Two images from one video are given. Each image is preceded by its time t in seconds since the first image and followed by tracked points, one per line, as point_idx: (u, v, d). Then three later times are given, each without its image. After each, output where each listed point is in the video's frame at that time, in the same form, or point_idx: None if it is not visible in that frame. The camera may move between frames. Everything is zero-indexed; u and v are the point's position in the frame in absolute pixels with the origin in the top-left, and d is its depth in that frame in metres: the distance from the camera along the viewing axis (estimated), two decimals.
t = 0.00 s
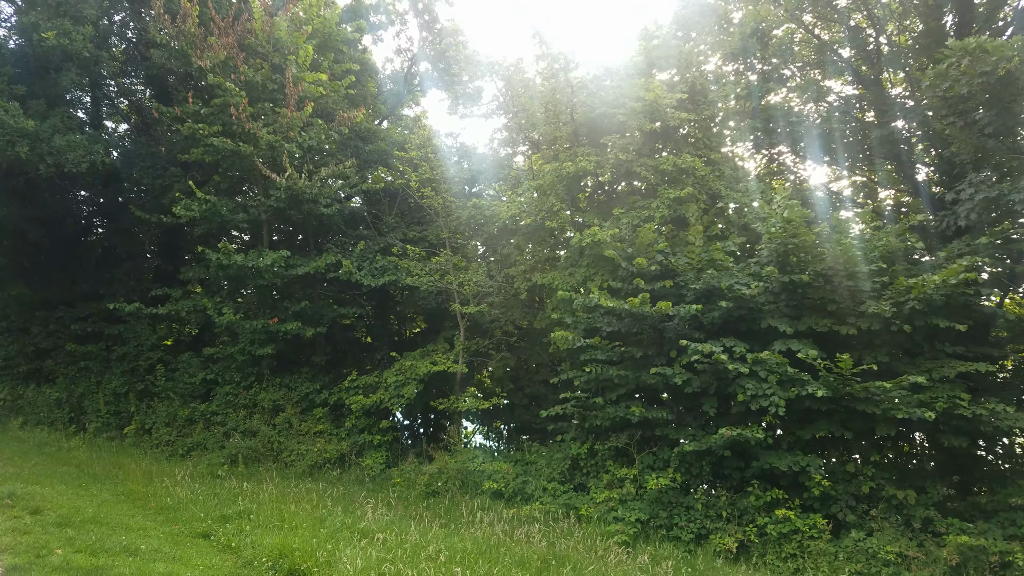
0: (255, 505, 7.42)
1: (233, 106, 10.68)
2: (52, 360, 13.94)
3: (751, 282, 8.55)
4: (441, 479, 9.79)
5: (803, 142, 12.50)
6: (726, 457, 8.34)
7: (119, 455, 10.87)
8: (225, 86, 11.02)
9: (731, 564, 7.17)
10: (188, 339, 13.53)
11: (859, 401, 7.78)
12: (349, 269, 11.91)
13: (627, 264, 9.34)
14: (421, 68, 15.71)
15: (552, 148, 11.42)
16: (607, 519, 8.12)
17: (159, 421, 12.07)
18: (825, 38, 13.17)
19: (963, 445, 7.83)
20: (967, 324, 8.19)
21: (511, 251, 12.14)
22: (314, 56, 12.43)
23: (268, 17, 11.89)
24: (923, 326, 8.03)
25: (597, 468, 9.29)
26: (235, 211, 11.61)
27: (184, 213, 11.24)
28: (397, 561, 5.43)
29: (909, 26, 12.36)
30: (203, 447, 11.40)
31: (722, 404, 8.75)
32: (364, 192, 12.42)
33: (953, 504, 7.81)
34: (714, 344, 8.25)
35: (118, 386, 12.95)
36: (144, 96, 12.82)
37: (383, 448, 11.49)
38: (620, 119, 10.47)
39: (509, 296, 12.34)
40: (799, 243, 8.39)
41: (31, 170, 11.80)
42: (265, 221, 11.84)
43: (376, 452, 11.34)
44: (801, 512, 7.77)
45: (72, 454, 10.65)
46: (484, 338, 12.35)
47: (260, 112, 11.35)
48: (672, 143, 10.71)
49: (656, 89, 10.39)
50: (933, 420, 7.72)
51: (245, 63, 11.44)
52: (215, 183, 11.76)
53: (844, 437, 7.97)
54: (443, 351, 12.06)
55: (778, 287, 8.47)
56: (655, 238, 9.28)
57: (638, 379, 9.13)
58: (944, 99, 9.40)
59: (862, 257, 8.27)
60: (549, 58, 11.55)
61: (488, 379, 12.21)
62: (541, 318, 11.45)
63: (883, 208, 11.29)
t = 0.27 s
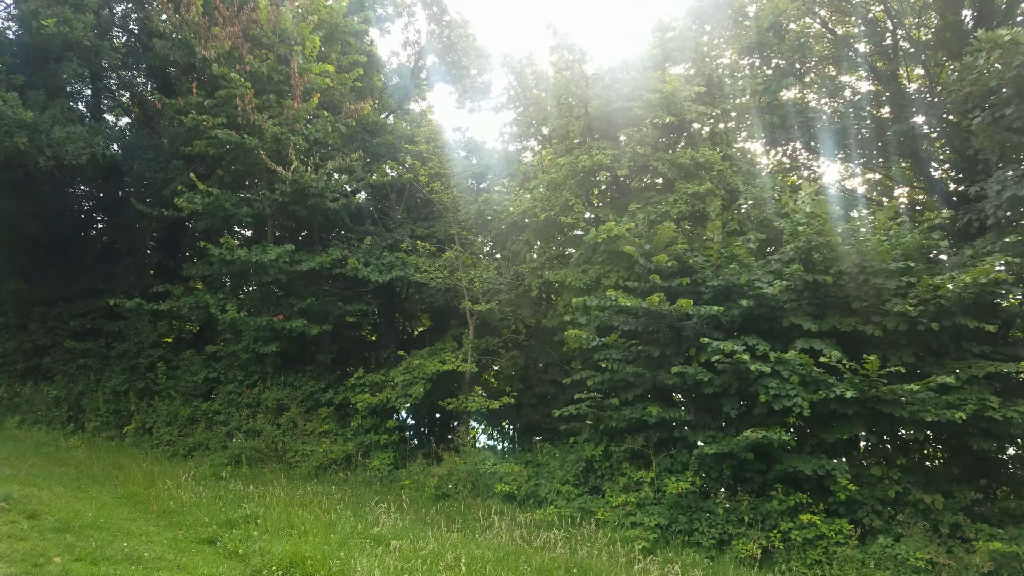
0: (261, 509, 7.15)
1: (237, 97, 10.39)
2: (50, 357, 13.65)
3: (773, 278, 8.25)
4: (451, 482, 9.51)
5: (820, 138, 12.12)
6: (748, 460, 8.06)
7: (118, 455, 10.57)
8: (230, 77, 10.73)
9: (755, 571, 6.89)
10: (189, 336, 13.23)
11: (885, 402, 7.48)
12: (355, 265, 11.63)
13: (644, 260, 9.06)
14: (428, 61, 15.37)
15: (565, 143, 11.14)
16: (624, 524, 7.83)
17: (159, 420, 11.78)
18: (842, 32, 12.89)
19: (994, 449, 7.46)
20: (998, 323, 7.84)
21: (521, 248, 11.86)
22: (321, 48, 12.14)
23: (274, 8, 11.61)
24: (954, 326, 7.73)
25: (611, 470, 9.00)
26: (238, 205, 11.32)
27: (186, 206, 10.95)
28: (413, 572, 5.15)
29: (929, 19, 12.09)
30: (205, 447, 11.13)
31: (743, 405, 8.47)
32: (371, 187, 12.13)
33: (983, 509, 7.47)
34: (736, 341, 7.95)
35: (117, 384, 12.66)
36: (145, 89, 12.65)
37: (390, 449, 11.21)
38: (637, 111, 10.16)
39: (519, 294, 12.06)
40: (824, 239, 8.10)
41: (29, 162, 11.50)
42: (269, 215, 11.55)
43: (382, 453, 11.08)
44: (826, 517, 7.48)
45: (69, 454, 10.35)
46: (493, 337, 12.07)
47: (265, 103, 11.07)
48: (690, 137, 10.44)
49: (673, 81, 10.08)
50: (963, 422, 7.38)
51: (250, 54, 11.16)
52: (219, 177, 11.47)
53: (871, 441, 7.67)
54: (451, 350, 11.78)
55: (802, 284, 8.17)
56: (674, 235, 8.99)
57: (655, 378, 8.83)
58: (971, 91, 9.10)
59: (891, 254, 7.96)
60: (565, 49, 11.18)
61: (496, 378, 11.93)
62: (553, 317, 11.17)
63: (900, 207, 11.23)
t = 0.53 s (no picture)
0: (271, 516, 6.96)
1: (241, 93, 10.18)
2: (52, 359, 13.47)
3: (793, 278, 8.04)
4: (461, 486, 9.33)
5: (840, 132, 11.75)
6: (771, 467, 7.96)
7: (122, 460, 10.39)
8: (234, 73, 10.54)
9: None
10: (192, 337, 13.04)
11: (912, 406, 7.30)
12: (361, 265, 11.43)
13: (658, 259, 8.83)
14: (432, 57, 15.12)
15: (575, 139, 10.91)
16: (645, 532, 7.72)
17: (163, 423, 11.60)
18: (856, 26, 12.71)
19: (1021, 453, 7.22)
20: None
21: (529, 247, 11.64)
22: (325, 43, 11.93)
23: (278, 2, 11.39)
24: (981, 328, 7.53)
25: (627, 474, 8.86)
26: (243, 204, 11.13)
27: (190, 205, 10.75)
28: None
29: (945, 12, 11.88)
30: (210, 450, 10.96)
31: (762, 408, 8.30)
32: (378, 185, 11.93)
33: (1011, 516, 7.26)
34: (758, 342, 7.78)
35: (120, 387, 12.47)
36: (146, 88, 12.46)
37: (398, 452, 11.04)
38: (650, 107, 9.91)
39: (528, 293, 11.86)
40: (846, 238, 7.90)
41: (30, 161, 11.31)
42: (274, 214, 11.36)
43: (390, 456, 10.89)
44: (851, 524, 7.35)
45: (72, 459, 10.17)
46: (502, 337, 11.88)
47: (269, 100, 10.87)
48: (702, 133, 10.22)
49: (686, 75, 9.85)
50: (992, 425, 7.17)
51: (254, 50, 10.96)
52: (223, 175, 11.28)
53: (895, 445, 7.47)
54: (459, 351, 11.59)
55: (823, 284, 7.97)
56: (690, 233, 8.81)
57: (672, 380, 8.65)
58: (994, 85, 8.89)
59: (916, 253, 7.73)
60: (575, 43, 10.92)
61: (505, 380, 11.74)
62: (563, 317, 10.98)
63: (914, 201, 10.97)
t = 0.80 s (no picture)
0: (282, 523, 6.71)
1: (246, 87, 9.95)
2: (53, 361, 13.23)
3: (818, 273, 7.79)
4: (473, 490, 9.09)
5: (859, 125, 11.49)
6: (795, 466, 7.68)
7: (124, 464, 10.14)
8: (237, 67, 10.29)
9: None
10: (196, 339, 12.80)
11: (943, 404, 7.02)
12: (368, 262, 11.16)
13: (678, 255, 8.60)
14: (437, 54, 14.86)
15: (587, 133, 10.65)
16: (665, 537, 7.44)
17: (166, 426, 11.35)
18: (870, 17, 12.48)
19: None
20: None
21: (539, 244, 11.37)
22: (330, 37, 11.67)
23: None
24: (1014, 321, 7.23)
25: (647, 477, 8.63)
26: (247, 202, 10.88)
27: (193, 203, 10.52)
28: None
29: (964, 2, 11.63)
30: (216, 454, 10.72)
31: (785, 407, 8.03)
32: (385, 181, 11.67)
33: None
34: (784, 338, 7.53)
35: (122, 389, 12.23)
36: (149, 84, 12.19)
37: (407, 454, 10.77)
38: (666, 97, 9.56)
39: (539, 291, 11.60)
40: (873, 231, 7.64)
41: (28, 158, 11.06)
42: (280, 211, 11.10)
43: (399, 458, 10.64)
44: (881, 527, 7.06)
45: (73, 463, 9.92)
46: (512, 336, 11.62)
47: (273, 95, 10.62)
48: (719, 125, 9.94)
49: (703, 66, 9.57)
50: None
51: (257, 43, 10.71)
52: (226, 172, 11.04)
53: (927, 444, 7.20)
54: (468, 350, 11.33)
55: (849, 278, 7.71)
56: (711, 227, 8.56)
57: (693, 379, 8.44)
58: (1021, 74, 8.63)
59: (947, 246, 7.46)
60: (588, 32, 10.48)
61: (516, 380, 11.48)
62: (576, 315, 10.73)
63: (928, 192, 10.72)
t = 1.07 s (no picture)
0: (291, 535, 6.40)
1: (252, 82, 9.66)
2: (53, 363, 12.96)
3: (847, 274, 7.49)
4: (487, 498, 8.81)
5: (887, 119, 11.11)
6: (824, 476, 7.38)
7: (126, 470, 9.87)
8: (243, 60, 9.99)
9: None
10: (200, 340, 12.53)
11: (983, 412, 6.69)
12: (376, 262, 10.86)
13: (700, 254, 8.33)
14: (445, 49, 14.53)
15: (601, 129, 10.33)
16: (690, 549, 7.17)
17: (170, 430, 11.08)
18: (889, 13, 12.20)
19: None
20: None
21: (552, 244, 11.07)
22: (337, 31, 11.37)
23: None
24: None
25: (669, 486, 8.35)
26: (252, 200, 10.60)
27: (198, 200, 10.23)
28: None
29: None
30: (221, 460, 10.45)
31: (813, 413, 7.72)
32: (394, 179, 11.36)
33: None
34: (813, 343, 7.24)
35: (124, 392, 11.96)
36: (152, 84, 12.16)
37: (417, 460, 10.48)
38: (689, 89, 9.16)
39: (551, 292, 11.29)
40: (905, 230, 7.33)
41: (28, 154, 10.79)
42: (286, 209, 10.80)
43: (408, 464, 10.35)
44: (916, 540, 6.74)
45: (74, 469, 9.64)
46: (524, 338, 11.32)
47: (280, 90, 10.33)
48: (740, 122, 9.62)
49: (726, 59, 9.19)
50: None
51: (262, 37, 10.40)
52: (231, 169, 10.76)
53: (965, 454, 6.87)
54: (479, 353, 11.04)
55: (880, 280, 7.39)
56: (735, 226, 8.27)
57: (718, 385, 8.17)
58: None
59: (984, 247, 7.14)
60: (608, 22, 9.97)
61: (528, 383, 11.19)
62: (590, 317, 10.43)
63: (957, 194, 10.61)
